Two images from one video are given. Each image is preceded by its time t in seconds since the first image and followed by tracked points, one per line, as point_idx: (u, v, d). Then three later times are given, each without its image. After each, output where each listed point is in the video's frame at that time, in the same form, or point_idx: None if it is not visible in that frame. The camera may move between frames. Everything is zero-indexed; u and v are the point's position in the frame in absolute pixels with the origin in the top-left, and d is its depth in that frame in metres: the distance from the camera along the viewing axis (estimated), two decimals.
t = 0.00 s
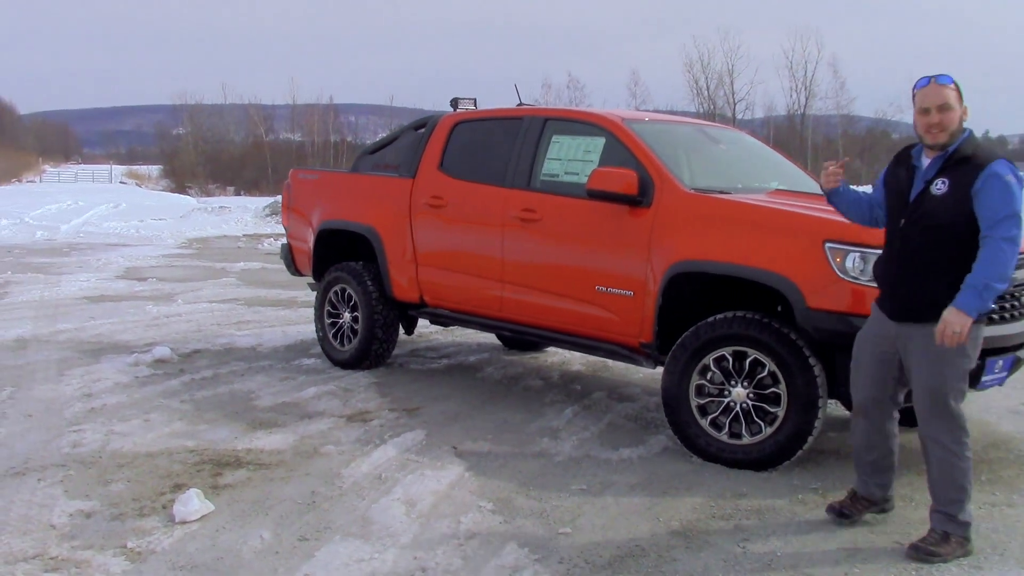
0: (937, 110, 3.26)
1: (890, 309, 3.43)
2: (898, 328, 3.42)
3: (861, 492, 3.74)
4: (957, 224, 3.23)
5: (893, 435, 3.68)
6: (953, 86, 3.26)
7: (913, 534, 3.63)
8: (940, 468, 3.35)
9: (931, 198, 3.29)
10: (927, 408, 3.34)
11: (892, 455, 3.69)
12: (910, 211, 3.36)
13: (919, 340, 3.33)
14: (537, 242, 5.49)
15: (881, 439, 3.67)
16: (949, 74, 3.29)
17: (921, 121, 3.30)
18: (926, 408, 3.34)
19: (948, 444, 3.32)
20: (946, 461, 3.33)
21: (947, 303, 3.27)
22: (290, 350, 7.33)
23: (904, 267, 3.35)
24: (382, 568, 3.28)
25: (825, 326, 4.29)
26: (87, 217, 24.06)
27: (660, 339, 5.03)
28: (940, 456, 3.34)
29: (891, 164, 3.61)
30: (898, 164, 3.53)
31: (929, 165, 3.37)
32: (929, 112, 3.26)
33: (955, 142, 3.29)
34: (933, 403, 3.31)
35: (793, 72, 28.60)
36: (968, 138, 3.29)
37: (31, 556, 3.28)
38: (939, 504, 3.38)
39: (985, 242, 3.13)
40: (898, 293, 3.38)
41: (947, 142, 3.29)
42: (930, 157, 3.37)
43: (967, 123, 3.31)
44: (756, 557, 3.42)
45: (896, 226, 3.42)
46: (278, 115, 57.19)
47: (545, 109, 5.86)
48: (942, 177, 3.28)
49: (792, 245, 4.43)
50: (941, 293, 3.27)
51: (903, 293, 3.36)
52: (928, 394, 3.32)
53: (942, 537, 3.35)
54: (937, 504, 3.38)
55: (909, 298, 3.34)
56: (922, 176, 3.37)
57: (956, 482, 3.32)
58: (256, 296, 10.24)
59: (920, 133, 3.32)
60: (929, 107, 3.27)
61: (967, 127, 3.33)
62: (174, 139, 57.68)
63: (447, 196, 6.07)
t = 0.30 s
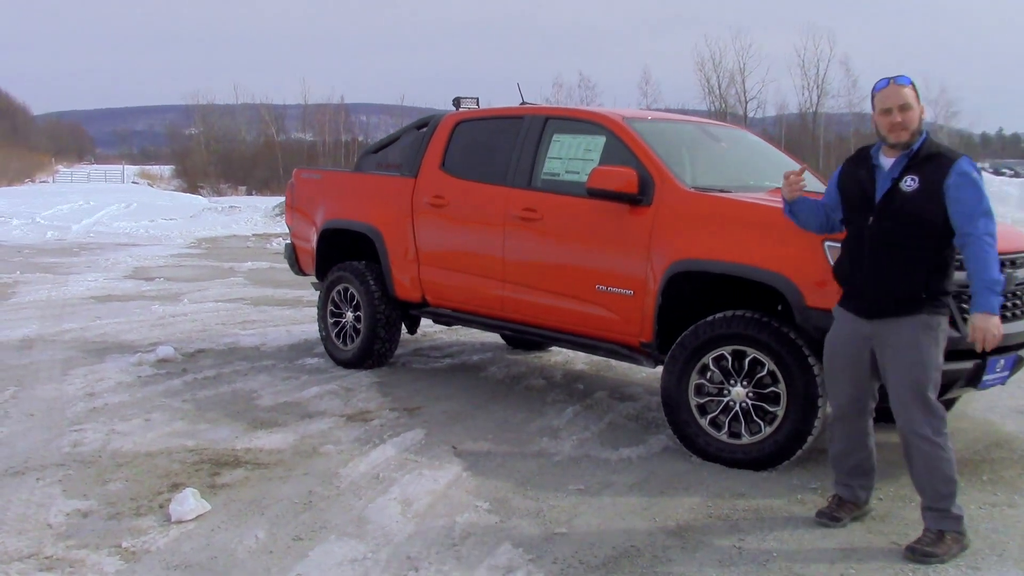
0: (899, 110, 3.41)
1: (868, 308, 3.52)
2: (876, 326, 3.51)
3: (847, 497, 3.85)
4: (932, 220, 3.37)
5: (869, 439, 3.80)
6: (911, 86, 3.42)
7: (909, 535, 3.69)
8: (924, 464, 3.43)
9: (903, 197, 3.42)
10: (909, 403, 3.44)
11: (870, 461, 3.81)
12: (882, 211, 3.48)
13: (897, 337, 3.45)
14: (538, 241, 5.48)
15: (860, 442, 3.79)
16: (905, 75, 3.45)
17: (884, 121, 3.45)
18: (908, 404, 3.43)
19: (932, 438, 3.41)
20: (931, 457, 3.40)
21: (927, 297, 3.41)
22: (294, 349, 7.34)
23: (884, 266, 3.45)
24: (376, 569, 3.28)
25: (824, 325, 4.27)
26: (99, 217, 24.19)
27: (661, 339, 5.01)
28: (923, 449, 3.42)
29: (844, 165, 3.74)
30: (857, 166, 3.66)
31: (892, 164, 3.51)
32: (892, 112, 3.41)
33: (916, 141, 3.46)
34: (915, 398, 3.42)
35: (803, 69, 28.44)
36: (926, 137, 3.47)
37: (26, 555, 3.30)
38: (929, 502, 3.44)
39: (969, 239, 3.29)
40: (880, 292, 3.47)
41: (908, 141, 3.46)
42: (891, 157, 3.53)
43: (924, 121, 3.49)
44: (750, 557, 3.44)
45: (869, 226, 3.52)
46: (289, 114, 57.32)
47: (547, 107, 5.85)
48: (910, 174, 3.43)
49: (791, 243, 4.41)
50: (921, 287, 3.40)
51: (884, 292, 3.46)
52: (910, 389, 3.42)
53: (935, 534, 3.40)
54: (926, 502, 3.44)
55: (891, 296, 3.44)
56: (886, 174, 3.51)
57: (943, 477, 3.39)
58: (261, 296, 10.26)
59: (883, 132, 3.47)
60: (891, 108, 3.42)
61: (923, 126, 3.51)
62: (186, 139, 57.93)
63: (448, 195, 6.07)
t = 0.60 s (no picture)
0: (864, 113, 3.49)
1: (856, 307, 3.57)
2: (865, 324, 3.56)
3: (847, 498, 3.83)
4: (909, 218, 3.45)
5: (868, 440, 3.81)
6: (874, 90, 3.51)
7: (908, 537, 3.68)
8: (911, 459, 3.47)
9: (880, 196, 3.49)
10: (900, 399, 3.48)
11: (870, 460, 3.81)
12: (860, 211, 3.54)
13: (885, 332, 3.51)
14: (538, 241, 5.47)
15: (855, 443, 3.80)
16: (868, 79, 3.53)
17: (850, 124, 3.52)
18: (897, 399, 3.48)
19: (920, 432, 3.47)
20: (919, 451, 3.46)
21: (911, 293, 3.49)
22: (298, 349, 7.35)
23: (868, 265, 3.52)
24: (370, 569, 3.28)
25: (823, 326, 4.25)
26: (109, 216, 24.26)
27: (661, 339, 5.00)
28: (914, 443, 3.46)
29: (809, 170, 3.77)
30: (824, 169, 3.69)
31: (863, 165, 3.57)
32: (858, 115, 3.48)
33: (882, 141, 3.53)
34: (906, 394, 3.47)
35: (814, 67, 28.28)
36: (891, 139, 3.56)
37: (22, 555, 3.31)
38: (917, 497, 3.48)
39: (944, 234, 3.39)
40: (867, 291, 3.53)
41: (875, 143, 3.52)
42: (859, 159, 3.59)
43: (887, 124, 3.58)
44: (747, 559, 3.43)
45: (848, 226, 3.58)
46: (299, 113, 57.40)
47: (548, 107, 5.83)
48: (885, 174, 3.50)
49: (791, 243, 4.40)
50: (908, 283, 3.47)
51: (869, 292, 3.52)
52: (900, 384, 3.47)
53: (925, 529, 3.44)
54: (913, 497, 3.48)
55: (878, 294, 3.50)
56: (860, 175, 3.56)
57: (931, 471, 3.44)
58: (268, 295, 10.28)
59: (849, 136, 3.54)
60: (857, 110, 3.49)
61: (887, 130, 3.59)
62: (196, 138, 58.10)
63: (450, 195, 6.06)
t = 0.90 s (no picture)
0: (859, 112, 3.57)
1: (865, 304, 3.65)
2: (876, 320, 3.65)
3: (849, 498, 3.83)
4: (909, 211, 3.54)
5: (872, 439, 3.84)
6: (867, 89, 3.60)
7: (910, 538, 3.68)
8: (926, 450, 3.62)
9: (878, 192, 3.58)
10: (917, 393, 3.60)
11: (873, 459, 3.85)
12: (861, 209, 3.62)
13: (898, 328, 3.60)
14: (542, 240, 5.46)
15: (860, 440, 3.84)
16: (861, 79, 3.61)
17: (845, 124, 3.60)
18: (914, 394, 3.60)
19: (935, 424, 3.61)
20: (933, 442, 3.60)
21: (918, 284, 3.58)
22: (304, 349, 7.36)
23: (873, 261, 3.60)
24: (369, 569, 3.28)
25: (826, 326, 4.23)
26: (121, 216, 24.38)
27: (664, 339, 4.97)
28: (932, 434, 3.60)
29: (805, 172, 3.84)
30: (818, 171, 3.77)
31: (858, 164, 3.66)
32: (854, 114, 3.56)
33: (876, 140, 3.62)
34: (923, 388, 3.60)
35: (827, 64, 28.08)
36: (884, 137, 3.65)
37: (23, 554, 3.32)
38: (929, 487, 3.62)
39: (941, 222, 3.48)
40: (875, 287, 3.61)
41: (870, 142, 3.61)
42: (853, 159, 3.67)
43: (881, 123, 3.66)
44: (747, 560, 3.43)
45: (851, 225, 3.66)
46: (311, 113, 57.50)
47: (552, 106, 5.82)
48: (882, 171, 3.59)
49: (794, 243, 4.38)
50: (915, 276, 3.56)
51: (877, 289, 3.60)
52: (918, 380, 3.60)
53: (939, 516, 3.59)
54: (924, 487, 3.63)
55: (887, 289, 3.59)
56: (857, 174, 3.65)
57: (943, 461, 3.60)
58: (276, 295, 10.31)
59: (845, 134, 3.61)
60: (852, 110, 3.57)
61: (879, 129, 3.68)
62: (209, 138, 58.33)
63: (454, 195, 6.05)
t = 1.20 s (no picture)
0: (880, 111, 3.58)
1: (873, 305, 3.66)
2: (883, 321, 3.65)
3: (849, 497, 3.81)
4: (923, 214, 3.54)
5: (874, 438, 3.83)
6: (890, 89, 3.60)
7: (910, 539, 3.67)
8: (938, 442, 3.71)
9: (895, 194, 3.58)
10: (927, 390, 3.64)
11: (874, 459, 3.82)
12: (878, 209, 3.62)
13: (906, 328, 3.61)
14: (544, 239, 5.45)
15: (862, 440, 3.82)
16: (886, 78, 3.62)
17: (866, 122, 3.61)
18: (925, 391, 3.64)
19: (945, 417, 3.68)
20: (945, 435, 3.69)
21: (927, 287, 3.58)
22: (307, 348, 7.37)
23: (885, 263, 3.60)
24: (365, 568, 3.27)
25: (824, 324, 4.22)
26: (131, 217, 24.46)
27: (665, 338, 4.96)
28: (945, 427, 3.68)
29: (821, 170, 3.84)
30: (836, 169, 3.76)
31: (877, 164, 3.65)
32: (874, 113, 3.58)
33: (897, 141, 3.62)
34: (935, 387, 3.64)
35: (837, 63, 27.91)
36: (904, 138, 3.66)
37: (20, 552, 3.34)
38: (942, 475, 3.73)
39: (952, 228, 3.47)
40: (884, 288, 3.61)
41: (890, 141, 3.61)
42: (873, 157, 3.67)
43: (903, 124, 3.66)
44: (745, 559, 3.42)
45: (865, 224, 3.65)
46: (320, 113, 57.58)
47: (553, 105, 5.81)
48: (900, 172, 3.58)
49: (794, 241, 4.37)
50: (924, 279, 3.57)
51: (890, 290, 3.60)
52: (929, 378, 3.63)
53: (955, 503, 3.73)
54: (938, 475, 3.74)
55: (895, 292, 3.60)
56: (875, 174, 3.65)
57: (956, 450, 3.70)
58: (282, 295, 10.33)
59: (864, 133, 3.63)
60: (874, 108, 3.58)
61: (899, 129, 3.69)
62: (219, 139, 58.53)
63: (456, 194, 6.04)
